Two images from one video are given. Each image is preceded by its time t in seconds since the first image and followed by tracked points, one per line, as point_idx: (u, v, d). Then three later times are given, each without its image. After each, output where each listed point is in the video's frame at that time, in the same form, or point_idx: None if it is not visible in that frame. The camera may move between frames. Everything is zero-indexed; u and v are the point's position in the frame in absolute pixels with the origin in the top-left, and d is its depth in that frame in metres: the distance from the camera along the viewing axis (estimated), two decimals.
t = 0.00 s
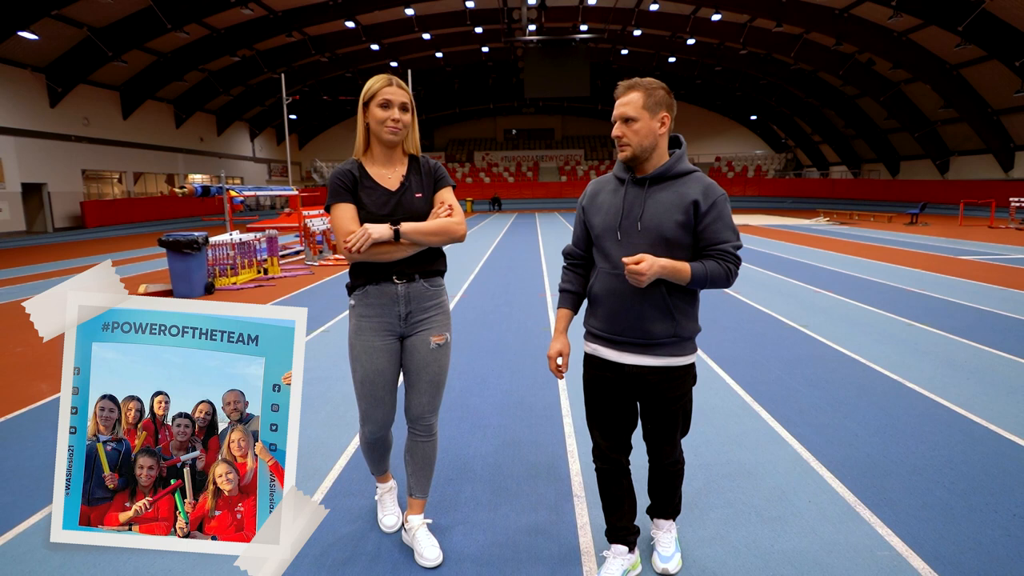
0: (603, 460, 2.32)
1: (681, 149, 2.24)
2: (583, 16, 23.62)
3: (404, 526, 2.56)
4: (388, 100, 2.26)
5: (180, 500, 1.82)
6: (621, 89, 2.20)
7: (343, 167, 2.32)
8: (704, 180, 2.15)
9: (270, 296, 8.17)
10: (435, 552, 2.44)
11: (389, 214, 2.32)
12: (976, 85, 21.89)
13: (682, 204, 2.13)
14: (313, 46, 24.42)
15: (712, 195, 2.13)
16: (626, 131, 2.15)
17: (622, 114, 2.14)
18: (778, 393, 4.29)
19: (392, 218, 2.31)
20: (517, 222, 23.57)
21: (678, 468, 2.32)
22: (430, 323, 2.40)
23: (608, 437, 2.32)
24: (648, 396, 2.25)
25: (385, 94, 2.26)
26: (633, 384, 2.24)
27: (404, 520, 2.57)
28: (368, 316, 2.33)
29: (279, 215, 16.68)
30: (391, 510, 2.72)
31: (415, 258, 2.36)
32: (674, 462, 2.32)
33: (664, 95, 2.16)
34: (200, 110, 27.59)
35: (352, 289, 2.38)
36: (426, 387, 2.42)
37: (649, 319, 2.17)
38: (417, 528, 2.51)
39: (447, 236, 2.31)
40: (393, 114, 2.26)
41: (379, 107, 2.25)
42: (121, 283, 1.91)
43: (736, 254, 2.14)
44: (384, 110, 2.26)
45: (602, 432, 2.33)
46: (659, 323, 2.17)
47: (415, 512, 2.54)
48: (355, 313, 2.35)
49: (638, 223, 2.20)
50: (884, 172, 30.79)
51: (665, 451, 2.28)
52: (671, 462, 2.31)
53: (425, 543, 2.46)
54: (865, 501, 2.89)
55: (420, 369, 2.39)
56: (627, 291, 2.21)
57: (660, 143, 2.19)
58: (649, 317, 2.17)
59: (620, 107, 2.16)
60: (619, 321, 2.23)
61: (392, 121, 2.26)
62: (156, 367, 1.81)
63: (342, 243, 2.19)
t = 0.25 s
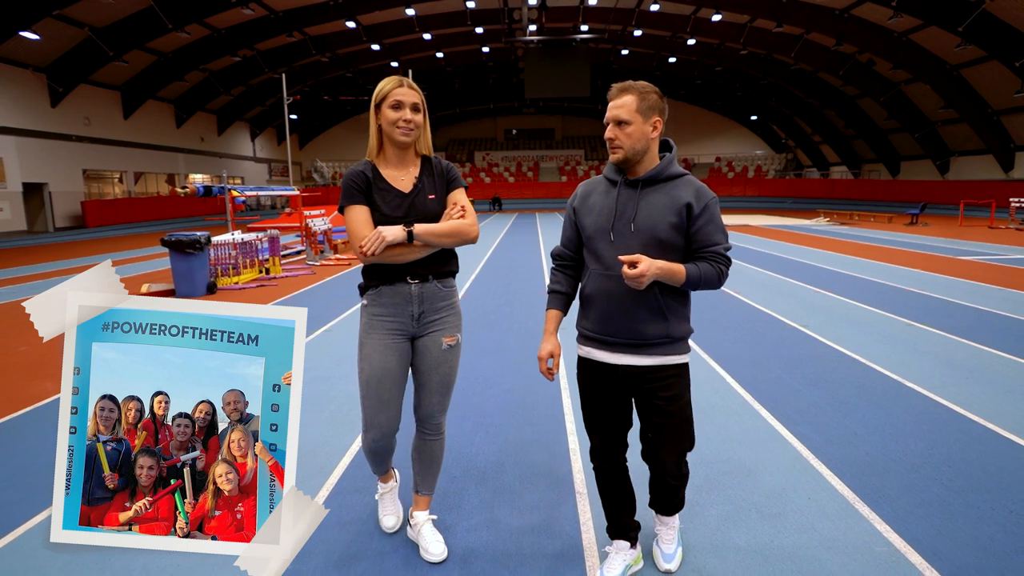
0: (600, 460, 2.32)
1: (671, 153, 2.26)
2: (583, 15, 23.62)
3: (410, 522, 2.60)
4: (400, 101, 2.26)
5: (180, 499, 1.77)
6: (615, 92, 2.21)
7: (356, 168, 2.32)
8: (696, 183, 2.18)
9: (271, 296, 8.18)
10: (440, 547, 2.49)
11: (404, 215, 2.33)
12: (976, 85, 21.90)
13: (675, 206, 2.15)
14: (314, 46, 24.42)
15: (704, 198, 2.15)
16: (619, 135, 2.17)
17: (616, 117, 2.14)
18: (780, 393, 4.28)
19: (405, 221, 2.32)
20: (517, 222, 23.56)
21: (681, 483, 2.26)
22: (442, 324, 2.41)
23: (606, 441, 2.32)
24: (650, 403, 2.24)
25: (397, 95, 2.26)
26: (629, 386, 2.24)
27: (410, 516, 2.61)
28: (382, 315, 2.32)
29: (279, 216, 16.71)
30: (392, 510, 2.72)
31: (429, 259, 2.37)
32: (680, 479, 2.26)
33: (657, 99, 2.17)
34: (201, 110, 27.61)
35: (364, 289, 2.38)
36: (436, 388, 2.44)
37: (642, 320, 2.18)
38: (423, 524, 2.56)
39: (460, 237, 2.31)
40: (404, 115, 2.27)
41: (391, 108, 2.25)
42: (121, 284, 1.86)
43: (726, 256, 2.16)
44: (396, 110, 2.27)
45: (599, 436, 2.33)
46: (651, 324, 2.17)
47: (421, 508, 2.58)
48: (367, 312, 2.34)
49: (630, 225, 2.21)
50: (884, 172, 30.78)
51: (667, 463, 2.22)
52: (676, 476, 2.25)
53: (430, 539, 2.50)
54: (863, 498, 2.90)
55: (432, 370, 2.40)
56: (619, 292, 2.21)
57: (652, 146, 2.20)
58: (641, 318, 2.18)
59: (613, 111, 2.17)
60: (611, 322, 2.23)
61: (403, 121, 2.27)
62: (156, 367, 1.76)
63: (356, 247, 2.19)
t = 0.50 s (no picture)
0: (602, 454, 2.33)
1: (665, 150, 2.26)
2: (584, 15, 23.63)
3: (417, 514, 2.67)
4: (410, 99, 2.26)
5: (180, 499, 1.78)
6: (609, 90, 2.22)
7: (369, 165, 2.32)
8: (691, 178, 2.19)
9: (274, 295, 8.19)
10: (446, 539, 2.55)
11: (416, 212, 2.33)
12: (977, 86, 21.91)
13: (671, 201, 2.16)
14: (315, 45, 24.42)
15: (699, 192, 2.16)
16: (614, 131, 2.17)
17: (611, 114, 2.15)
18: (781, 392, 4.28)
19: (417, 218, 2.32)
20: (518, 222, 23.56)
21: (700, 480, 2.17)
22: (452, 320, 2.42)
23: (610, 435, 2.33)
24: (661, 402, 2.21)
25: (407, 93, 2.27)
26: (633, 382, 2.25)
27: (417, 508, 2.68)
28: (393, 309, 2.32)
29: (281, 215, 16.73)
30: (375, 548, 2.44)
31: (440, 255, 2.37)
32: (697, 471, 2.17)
33: (650, 97, 2.18)
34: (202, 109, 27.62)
35: (375, 284, 2.37)
36: (445, 383, 2.45)
37: (641, 314, 2.19)
38: (430, 516, 2.63)
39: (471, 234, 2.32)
40: (414, 113, 2.27)
41: (401, 107, 2.25)
42: (122, 283, 1.85)
43: (723, 249, 2.17)
44: (406, 109, 2.27)
45: (601, 428, 2.34)
46: (651, 318, 2.18)
47: (428, 500, 2.64)
48: (378, 306, 2.34)
49: (627, 220, 2.21)
50: (885, 172, 30.79)
51: (683, 455, 2.16)
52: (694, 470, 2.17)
53: (437, 530, 2.57)
54: (863, 492, 2.96)
55: (441, 366, 2.41)
56: (617, 288, 2.22)
57: (647, 143, 2.21)
58: (640, 312, 2.19)
59: (607, 109, 2.17)
60: (610, 318, 2.24)
61: (414, 119, 2.27)
62: (156, 367, 1.75)
63: (369, 243, 2.20)
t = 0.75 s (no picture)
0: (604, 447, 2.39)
1: (667, 147, 2.26)
2: (584, 14, 23.61)
3: (422, 505, 2.73)
4: (414, 98, 2.28)
5: (180, 500, 1.78)
6: (609, 88, 2.23)
7: (376, 160, 2.31)
8: (692, 173, 2.19)
9: (277, 293, 8.22)
10: (451, 530, 2.62)
11: (422, 208, 2.33)
12: (977, 85, 21.91)
13: (671, 197, 2.16)
14: (315, 44, 24.40)
15: (700, 188, 2.16)
16: (615, 128, 2.18)
17: (611, 112, 2.16)
18: (781, 389, 4.29)
19: (423, 212, 2.32)
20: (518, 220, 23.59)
21: (715, 479, 2.14)
22: (455, 317, 2.43)
23: (611, 428, 2.37)
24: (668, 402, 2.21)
25: (410, 92, 2.28)
26: (634, 378, 2.26)
27: (422, 500, 2.74)
28: (396, 304, 2.31)
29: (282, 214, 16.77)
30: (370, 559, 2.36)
31: (446, 251, 2.38)
32: (708, 466, 2.15)
33: (650, 94, 2.19)
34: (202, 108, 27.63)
35: (380, 281, 2.37)
36: (450, 377, 2.47)
37: (643, 310, 2.19)
38: (434, 508, 2.69)
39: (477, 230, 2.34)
40: (418, 111, 2.28)
41: (405, 105, 2.27)
42: (121, 283, 1.85)
43: (723, 245, 2.18)
44: (409, 108, 2.28)
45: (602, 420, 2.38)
46: (652, 313, 2.18)
47: (432, 492, 2.70)
48: (383, 303, 2.33)
49: (628, 217, 2.23)
50: (885, 170, 30.76)
51: (690, 451, 2.16)
52: (706, 467, 2.15)
53: (442, 521, 2.64)
54: (859, 485, 3.01)
55: (445, 362, 2.43)
56: (619, 284, 2.24)
57: (648, 140, 2.22)
58: (641, 308, 2.19)
59: (608, 107, 2.18)
60: (611, 315, 2.25)
61: (418, 117, 2.28)
62: (157, 367, 1.76)
63: (378, 238, 2.19)
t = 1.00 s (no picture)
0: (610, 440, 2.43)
1: (680, 143, 2.25)
2: (584, 14, 23.62)
3: (425, 499, 2.78)
4: (410, 95, 2.26)
5: (180, 499, 1.74)
6: (621, 85, 2.23)
7: (374, 157, 2.29)
8: (702, 172, 2.17)
9: (278, 292, 8.22)
10: (454, 522, 2.68)
11: (424, 205, 2.33)
12: (977, 84, 21.91)
13: (680, 195, 2.15)
14: (315, 43, 24.39)
15: (709, 186, 2.14)
16: (625, 126, 2.17)
17: (622, 109, 2.16)
18: (783, 388, 4.28)
19: (425, 210, 2.31)
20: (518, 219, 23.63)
21: (716, 479, 2.15)
22: (455, 315, 2.43)
23: (617, 423, 2.39)
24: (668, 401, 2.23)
25: (405, 89, 2.26)
26: (642, 376, 2.26)
27: (425, 493, 2.78)
28: (394, 304, 2.30)
29: (282, 213, 16.77)
30: (372, 560, 2.36)
31: (444, 249, 2.37)
32: (710, 467, 2.16)
33: (663, 91, 2.18)
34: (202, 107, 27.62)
35: (377, 280, 2.34)
36: (450, 375, 2.48)
37: (650, 310, 2.19)
38: (438, 501, 2.74)
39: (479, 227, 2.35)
40: (413, 108, 2.26)
41: (402, 103, 2.25)
42: (122, 283, 1.80)
43: (733, 245, 2.16)
44: (404, 105, 2.26)
45: (609, 415, 2.40)
46: (659, 313, 2.18)
47: (436, 486, 2.74)
48: (382, 303, 2.32)
49: (637, 215, 2.23)
50: (885, 169, 30.75)
51: (690, 450, 2.17)
52: (707, 467, 2.16)
53: (445, 514, 2.69)
54: (857, 478, 3.05)
55: (445, 361, 2.44)
56: (626, 283, 2.24)
57: (659, 137, 2.21)
58: (648, 308, 2.19)
59: (619, 104, 2.18)
60: (619, 312, 2.26)
61: (413, 114, 2.26)
62: (156, 367, 1.71)
63: (380, 235, 2.17)
